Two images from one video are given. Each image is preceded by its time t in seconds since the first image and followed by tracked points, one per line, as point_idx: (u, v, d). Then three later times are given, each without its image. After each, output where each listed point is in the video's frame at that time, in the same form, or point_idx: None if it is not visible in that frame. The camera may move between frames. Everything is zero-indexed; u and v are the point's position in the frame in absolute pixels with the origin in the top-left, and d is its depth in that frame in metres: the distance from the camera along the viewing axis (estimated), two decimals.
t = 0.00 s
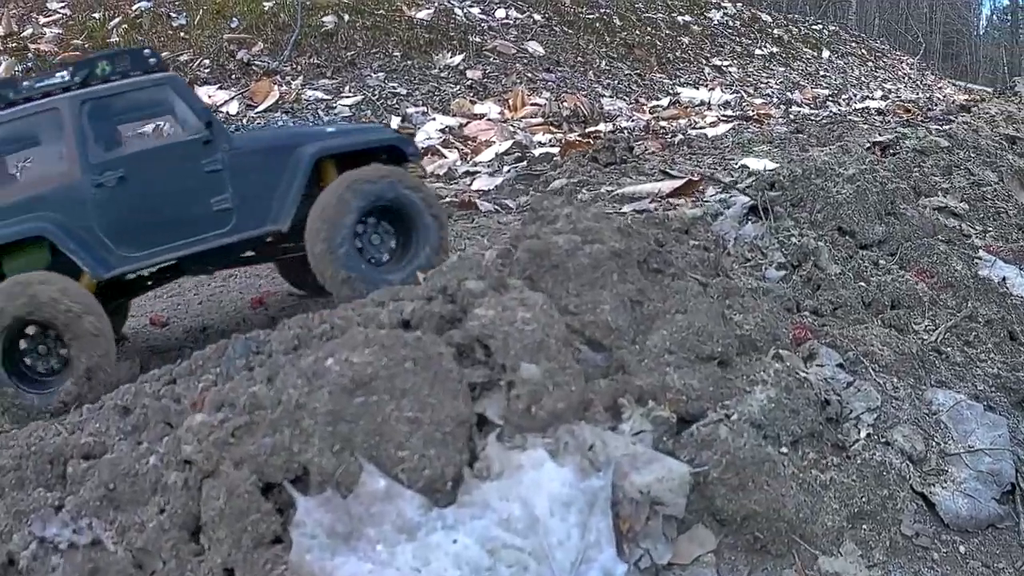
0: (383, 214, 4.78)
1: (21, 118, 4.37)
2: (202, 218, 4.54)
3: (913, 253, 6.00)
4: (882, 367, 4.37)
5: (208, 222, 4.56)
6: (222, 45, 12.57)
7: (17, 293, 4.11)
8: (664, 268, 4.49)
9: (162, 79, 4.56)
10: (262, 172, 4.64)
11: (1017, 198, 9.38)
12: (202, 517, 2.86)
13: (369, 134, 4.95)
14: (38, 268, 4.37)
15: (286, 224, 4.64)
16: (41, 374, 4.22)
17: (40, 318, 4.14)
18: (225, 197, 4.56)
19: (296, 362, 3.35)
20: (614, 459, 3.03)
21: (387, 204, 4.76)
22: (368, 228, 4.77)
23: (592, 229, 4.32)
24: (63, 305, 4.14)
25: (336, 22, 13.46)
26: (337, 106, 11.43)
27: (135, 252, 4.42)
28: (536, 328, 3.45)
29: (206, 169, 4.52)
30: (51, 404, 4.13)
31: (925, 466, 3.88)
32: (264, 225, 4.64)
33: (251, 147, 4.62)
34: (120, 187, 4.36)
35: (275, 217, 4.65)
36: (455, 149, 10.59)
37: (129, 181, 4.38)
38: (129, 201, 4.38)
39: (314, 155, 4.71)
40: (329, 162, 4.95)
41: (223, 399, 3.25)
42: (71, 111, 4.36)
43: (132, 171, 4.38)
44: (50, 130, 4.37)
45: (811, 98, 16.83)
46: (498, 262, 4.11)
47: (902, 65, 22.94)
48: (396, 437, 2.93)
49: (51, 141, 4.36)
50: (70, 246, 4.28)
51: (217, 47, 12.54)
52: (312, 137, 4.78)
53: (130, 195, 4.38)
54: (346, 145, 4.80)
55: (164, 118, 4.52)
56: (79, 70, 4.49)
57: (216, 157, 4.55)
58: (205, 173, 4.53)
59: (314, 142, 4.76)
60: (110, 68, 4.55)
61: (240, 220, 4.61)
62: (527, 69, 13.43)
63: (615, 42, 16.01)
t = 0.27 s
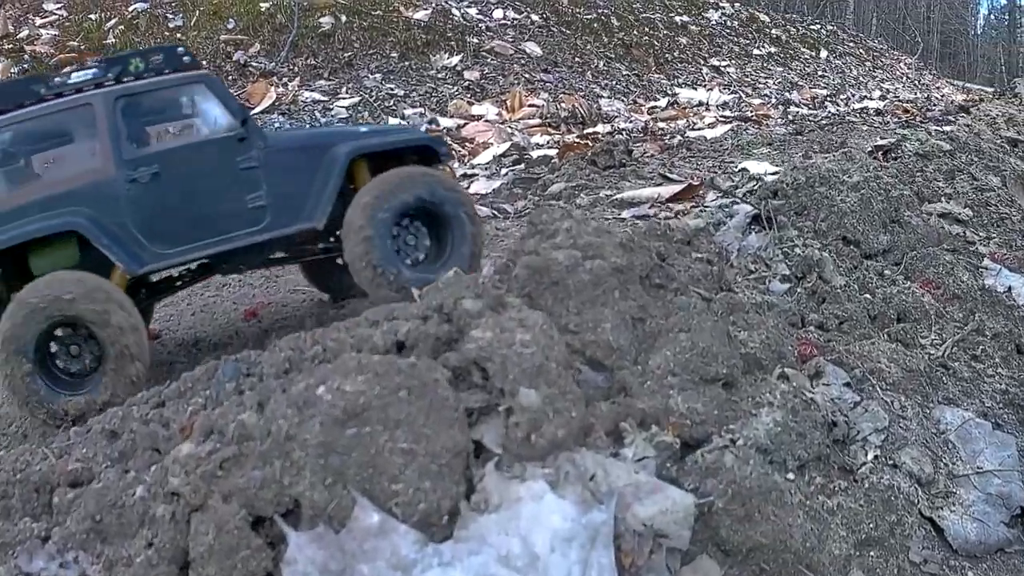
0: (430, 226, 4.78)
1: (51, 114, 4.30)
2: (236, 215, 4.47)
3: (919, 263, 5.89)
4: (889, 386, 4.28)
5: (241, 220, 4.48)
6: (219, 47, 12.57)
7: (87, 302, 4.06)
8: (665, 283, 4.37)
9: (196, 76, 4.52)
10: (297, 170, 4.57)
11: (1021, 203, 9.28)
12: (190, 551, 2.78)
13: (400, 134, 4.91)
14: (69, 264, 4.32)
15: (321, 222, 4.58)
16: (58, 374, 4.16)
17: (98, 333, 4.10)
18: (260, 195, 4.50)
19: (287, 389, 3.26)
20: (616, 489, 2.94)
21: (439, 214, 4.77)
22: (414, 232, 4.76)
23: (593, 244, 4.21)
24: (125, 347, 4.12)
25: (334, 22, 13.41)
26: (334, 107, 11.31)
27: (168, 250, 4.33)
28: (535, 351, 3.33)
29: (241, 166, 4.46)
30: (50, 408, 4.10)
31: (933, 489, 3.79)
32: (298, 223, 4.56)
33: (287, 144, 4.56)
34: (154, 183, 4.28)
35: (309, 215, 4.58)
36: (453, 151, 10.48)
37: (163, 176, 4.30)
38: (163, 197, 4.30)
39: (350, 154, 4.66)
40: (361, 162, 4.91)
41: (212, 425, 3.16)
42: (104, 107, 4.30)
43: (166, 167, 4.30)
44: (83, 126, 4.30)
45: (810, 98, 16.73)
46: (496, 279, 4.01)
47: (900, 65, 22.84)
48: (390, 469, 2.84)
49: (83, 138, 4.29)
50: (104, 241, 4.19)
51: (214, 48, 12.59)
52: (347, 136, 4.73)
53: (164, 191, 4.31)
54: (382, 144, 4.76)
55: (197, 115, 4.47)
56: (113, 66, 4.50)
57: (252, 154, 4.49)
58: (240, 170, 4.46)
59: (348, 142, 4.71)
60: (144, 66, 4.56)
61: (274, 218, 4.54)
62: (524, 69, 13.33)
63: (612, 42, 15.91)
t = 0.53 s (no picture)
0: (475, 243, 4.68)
1: (87, 112, 4.11)
2: (273, 219, 4.32)
3: (924, 274, 5.78)
4: (896, 406, 4.16)
5: (285, 224, 4.34)
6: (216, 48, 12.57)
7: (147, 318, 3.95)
8: (665, 300, 4.23)
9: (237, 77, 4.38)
10: (340, 174, 4.45)
11: None
12: None
13: (444, 141, 4.83)
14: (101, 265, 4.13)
15: (363, 227, 4.46)
16: (91, 367, 3.99)
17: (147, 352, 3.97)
18: (302, 199, 4.36)
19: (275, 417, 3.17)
20: (616, 523, 2.89)
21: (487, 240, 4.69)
22: (457, 243, 4.66)
23: (592, 261, 4.07)
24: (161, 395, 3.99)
25: (331, 23, 13.35)
26: (330, 109, 11.18)
27: (206, 254, 4.16)
28: (531, 378, 3.22)
29: (284, 169, 4.32)
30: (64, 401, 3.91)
31: (942, 514, 3.69)
32: (340, 228, 4.44)
33: (331, 147, 4.44)
34: (193, 184, 4.10)
35: (351, 221, 4.46)
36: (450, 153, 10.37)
37: (206, 179, 4.13)
38: (205, 200, 4.14)
39: (392, 159, 4.56)
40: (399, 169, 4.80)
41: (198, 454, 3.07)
42: (142, 105, 4.12)
43: (211, 169, 4.14)
44: (120, 124, 4.11)
45: (808, 99, 16.62)
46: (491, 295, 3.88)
47: (898, 65, 22.73)
48: (380, 505, 2.76)
49: (120, 137, 4.10)
50: (145, 244, 4.01)
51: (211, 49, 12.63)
52: (390, 141, 4.63)
53: (207, 193, 4.14)
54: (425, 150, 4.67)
55: (240, 117, 4.31)
56: (151, 66, 4.34)
57: (295, 157, 4.35)
58: (281, 173, 4.32)
59: (390, 147, 4.60)
60: (183, 66, 4.40)
61: (314, 222, 4.41)
62: (522, 70, 13.22)
63: (610, 43, 15.80)
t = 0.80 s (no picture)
0: (511, 252, 4.86)
1: (125, 115, 4.16)
2: (313, 224, 4.42)
3: (929, 287, 5.67)
4: (901, 429, 4.06)
5: (318, 230, 4.44)
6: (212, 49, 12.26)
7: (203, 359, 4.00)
8: (665, 318, 4.11)
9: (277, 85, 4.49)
10: (379, 181, 4.57)
11: None
12: None
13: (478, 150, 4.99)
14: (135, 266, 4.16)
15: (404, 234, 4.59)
16: (131, 347, 4.00)
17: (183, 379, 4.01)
18: (342, 205, 4.48)
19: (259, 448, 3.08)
20: (612, 562, 2.80)
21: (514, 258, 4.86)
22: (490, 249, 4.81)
23: (589, 280, 3.94)
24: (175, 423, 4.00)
25: (328, 24, 13.25)
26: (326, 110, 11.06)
27: (248, 258, 4.25)
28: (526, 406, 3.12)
29: (325, 176, 4.43)
30: (89, 360, 3.88)
31: (947, 541, 3.57)
32: (378, 235, 4.56)
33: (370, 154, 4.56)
34: (235, 190, 4.19)
35: (389, 228, 4.59)
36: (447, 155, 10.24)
37: (245, 184, 4.22)
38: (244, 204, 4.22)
39: (433, 167, 4.70)
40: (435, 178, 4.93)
41: (180, 485, 2.96)
42: (183, 109, 4.19)
43: (250, 173, 4.22)
44: (161, 128, 4.17)
45: (806, 99, 16.52)
46: (484, 315, 3.80)
47: (896, 65, 22.61)
48: (366, 546, 2.67)
49: (158, 140, 4.16)
50: (186, 247, 4.08)
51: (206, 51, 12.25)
52: (427, 149, 4.78)
53: (245, 197, 4.22)
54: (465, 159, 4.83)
55: (276, 124, 4.42)
56: (189, 71, 4.43)
57: (335, 164, 4.46)
58: (322, 180, 4.43)
59: (427, 155, 4.75)
60: (221, 70, 4.49)
61: (354, 229, 4.52)
62: (519, 72, 13.10)
63: (608, 43, 15.68)
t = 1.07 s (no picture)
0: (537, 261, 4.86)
1: (161, 117, 4.21)
2: (349, 225, 4.49)
3: (933, 299, 5.55)
4: (905, 452, 3.97)
5: (350, 229, 4.49)
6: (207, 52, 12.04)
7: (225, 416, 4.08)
8: (662, 337, 4.01)
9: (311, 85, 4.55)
10: (411, 182, 4.65)
11: None
12: None
13: (505, 153, 5.08)
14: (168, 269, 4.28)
15: (437, 235, 4.67)
16: (187, 348, 4.08)
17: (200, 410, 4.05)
18: (376, 206, 4.55)
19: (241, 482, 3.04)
20: None
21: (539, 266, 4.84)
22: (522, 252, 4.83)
23: (583, 300, 3.84)
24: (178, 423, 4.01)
25: (324, 25, 13.17)
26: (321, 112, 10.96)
27: (286, 257, 4.31)
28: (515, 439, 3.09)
29: (359, 177, 4.50)
30: (153, 321, 3.93)
31: (953, 570, 3.44)
32: (411, 236, 4.64)
33: (402, 155, 4.63)
34: (272, 190, 4.26)
35: (422, 228, 4.66)
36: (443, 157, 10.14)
37: (280, 184, 4.28)
38: (278, 203, 4.27)
39: (463, 169, 4.80)
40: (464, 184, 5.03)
41: (160, 517, 2.91)
42: (219, 110, 4.26)
43: (285, 173, 4.29)
44: (198, 130, 4.24)
45: (804, 99, 16.40)
46: (474, 338, 3.76)
47: (893, 65, 22.51)
48: None
49: (193, 142, 4.23)
50: (223, 246, 4.14)
51: (201, 54, 12.01)
52: (457, 152, 4.86)
53: (280, 197, 4.28)
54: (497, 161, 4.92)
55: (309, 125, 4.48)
56: (223, 70, 4.47)
57: (369, 165, 4.54)
58: (357, 181, 4.50)
59: (456, 158, 4.83)
60: (254, 71, 4.53)
61: (388, 229, 4.59)
62: (516, 72, 13.00)
63: (604, 44, 15.57)
